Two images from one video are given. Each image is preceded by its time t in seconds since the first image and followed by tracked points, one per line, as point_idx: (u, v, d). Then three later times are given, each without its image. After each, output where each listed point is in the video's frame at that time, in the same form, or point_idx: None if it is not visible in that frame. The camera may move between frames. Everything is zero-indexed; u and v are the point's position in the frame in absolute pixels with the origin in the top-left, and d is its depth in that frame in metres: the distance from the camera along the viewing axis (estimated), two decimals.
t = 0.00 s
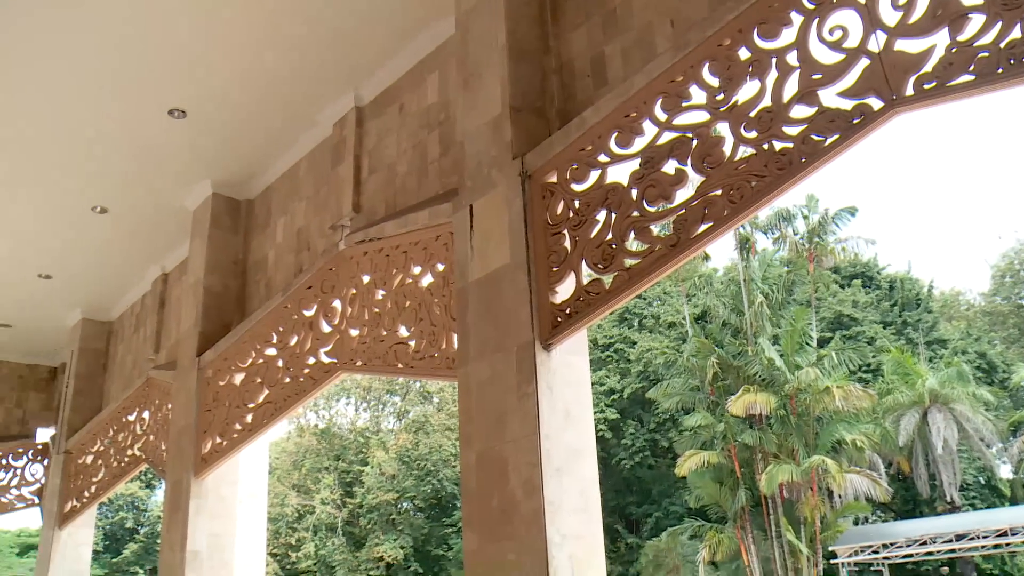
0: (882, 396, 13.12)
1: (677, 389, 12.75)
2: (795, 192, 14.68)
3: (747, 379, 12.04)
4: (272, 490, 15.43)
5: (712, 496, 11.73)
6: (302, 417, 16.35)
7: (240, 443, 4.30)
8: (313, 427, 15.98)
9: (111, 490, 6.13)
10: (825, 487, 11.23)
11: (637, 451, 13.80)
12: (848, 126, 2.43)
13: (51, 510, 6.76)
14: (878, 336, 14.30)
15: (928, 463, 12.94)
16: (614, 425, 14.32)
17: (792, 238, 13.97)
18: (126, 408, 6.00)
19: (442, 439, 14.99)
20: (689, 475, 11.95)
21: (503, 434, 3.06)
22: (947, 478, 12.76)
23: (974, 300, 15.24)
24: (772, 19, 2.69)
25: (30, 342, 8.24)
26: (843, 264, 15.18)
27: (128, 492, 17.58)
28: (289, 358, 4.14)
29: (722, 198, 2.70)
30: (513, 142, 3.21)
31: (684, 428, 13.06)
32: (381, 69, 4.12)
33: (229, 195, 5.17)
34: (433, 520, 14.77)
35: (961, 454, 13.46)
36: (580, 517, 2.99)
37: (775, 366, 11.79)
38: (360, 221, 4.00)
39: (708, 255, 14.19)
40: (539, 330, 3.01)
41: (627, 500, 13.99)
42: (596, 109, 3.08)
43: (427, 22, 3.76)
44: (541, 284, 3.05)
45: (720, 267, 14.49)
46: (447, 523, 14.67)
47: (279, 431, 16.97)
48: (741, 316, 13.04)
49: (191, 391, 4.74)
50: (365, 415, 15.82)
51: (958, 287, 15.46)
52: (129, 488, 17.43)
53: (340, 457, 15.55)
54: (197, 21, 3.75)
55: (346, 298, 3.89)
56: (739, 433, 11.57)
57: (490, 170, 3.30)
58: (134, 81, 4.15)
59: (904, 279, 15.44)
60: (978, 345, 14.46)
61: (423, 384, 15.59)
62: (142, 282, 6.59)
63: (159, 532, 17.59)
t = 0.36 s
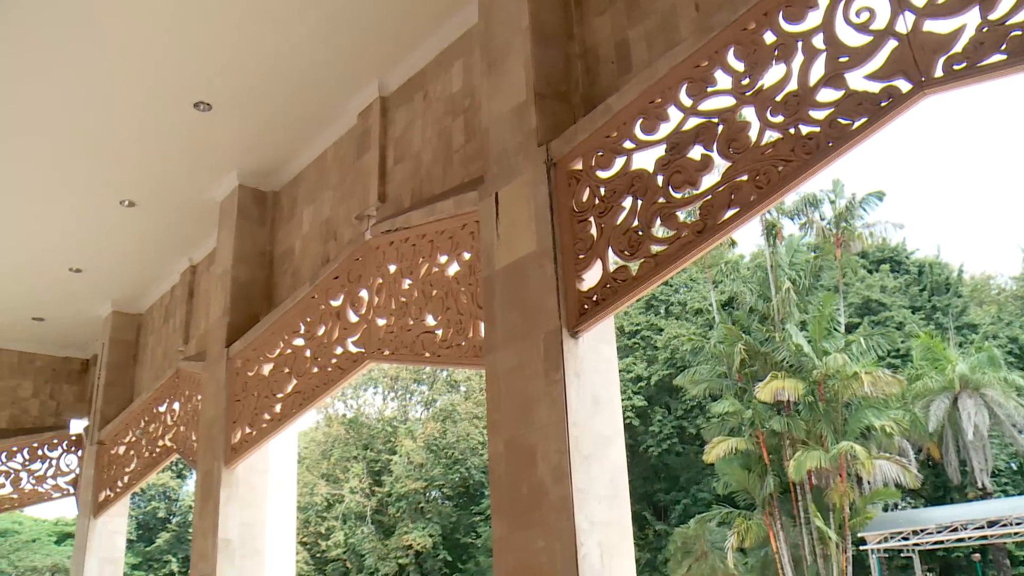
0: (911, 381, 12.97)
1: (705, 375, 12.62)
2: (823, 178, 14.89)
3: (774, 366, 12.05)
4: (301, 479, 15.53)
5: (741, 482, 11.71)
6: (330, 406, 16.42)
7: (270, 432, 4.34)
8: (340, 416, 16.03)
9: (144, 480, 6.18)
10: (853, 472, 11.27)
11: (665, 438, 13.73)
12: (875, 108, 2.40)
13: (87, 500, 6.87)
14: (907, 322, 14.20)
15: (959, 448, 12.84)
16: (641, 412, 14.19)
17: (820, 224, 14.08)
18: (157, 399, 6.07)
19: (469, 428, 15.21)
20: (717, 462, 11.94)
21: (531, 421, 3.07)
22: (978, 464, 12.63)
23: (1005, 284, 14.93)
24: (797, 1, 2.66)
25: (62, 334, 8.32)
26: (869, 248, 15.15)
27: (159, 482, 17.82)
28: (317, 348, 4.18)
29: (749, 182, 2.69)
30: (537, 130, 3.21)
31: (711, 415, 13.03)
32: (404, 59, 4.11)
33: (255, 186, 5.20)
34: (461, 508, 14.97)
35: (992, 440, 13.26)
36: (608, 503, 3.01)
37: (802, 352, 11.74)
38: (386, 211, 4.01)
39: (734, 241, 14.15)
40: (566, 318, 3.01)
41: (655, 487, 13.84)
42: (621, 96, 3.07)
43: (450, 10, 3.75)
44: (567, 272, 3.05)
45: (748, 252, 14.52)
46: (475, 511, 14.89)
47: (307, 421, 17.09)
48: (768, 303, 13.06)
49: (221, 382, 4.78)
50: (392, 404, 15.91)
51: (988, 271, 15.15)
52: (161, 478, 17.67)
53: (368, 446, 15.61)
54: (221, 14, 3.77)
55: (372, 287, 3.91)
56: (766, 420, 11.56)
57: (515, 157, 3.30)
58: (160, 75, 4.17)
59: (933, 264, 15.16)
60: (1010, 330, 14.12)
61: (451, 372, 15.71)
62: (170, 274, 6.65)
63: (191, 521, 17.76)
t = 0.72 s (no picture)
0: (942, 365, 12.86)
1: (733, 360, 12.73)
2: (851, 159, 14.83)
3: (803, 350, 12.00)
4: (332, 466, 15.48)
5: (770, 467, 11.68)
6: (360, 394, 16.41)
7: (300, 420, 4.36)
8: (370, 404, 16.02)
9: (177, 469, 6.25)
10: (884, 457, 11.17)
11: (694, 422, 13.63)
12: (905, 88, 2.37)
13: (122, 487, 6.97)
14: (939, 304, 13.90)
15: (991, 431, 12.64)
16: (670, 397, 14.11)
17: (849, 206, 14.09)
18: (188, 387, 6.11)
19: (498, 415, 15.26)
20: (747, 447, 12.00)
21: (561, 406, 3.09)
22: (1012, 448, 12.41)
23: None
24: None
25: (94, 325, 8.41)
26: (899, 230, 14.95)
27: (191, 471, 18.19)
28: (346, 336, 4.20)
29: (777, 164, 2.67)
30: (563, 115, 3.20)
31: (740, 399, 12.99)
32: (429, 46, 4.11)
33: (282, 175, 5.22)
34: (490, 494, 15.08)
35: None
36: (638, 487, 3.03)
37: (832, 336, 11.73)
38: (412, 198, 4.02)
39: (762, 225, 14.04)
40: (594, 303, 3.02)
41: (684, 472, 13.81)
42: (647, 79, 3.05)
43: None
44: (595, 257, 3.05)
45: (775, 236, 14.37)
46: (505, 497, 14.97)
47: (336, 408, 17.23)
48: (796, 287, 13.21)
49: (251, 370, 4.82)
50: (421, 391, 15.97)
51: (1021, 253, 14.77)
52: (193, 467, 18.01)
53: (398, 433, 15.71)
54: (247, 6, 3.79)
55: (400, 275, 3.92)
56: (796, 404, 11.60)
57: (542, 143, 3.29)
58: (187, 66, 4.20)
59: (965, 245, 14.86)
60: None
61: (479, 358, 15.61)
62: (199, 265, 6.70)
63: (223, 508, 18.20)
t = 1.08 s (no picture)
0: (981, 349, 12.06)
1: (767, 344, 12.74)
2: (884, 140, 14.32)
3: (838, 334, 11.92)
4: (367, 455, 16.22)
5: (805, 451, 11.59)
6: (393, 381, 17.04)
7: (335, 408, 4.40)
8: (404, 392, 16.64)
9: (213, 457, 6.33)
10: (920, 441, 10.91)
11: (728, 408, 13.74)
12: (940, 67, 2.32)
13: (160, 477, 7.09)
14: (975, 287, 13.76)
15: None
16: (703, 382, 14.22)
17: (882, 188, 13.78)
18: (223, 377, 6.16)
19: (531, 401, 15.59)
20: (780, 431, 11.85)
21: (594, 392, 3.11)
22: None
23: None
24: None
25: (132, 316, 8.49)
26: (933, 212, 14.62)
27: (228, 459, 19.10)
28: (379, 324, 4.23)
29: (809, 147, 2.64)
30: (594, 100, 3.20)
31: (774, 383, 13.02)
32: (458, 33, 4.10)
33: (314, 165, 5.25)
34: (524, 480, 15.57)
35: None
36: (672, 472, 3.05)
37: (867, 320, 11.62)
38: (444, 186, 4.03)
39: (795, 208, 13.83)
40: (627, 289, 3.03)
41: (718, 458, 13.94)
42: (677, 63, 3.04)
43: None
44: (627, 242, 3.06)
45: (807, 220, 13.93)
46: (538, 483, 15.47)
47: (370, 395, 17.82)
48: (830, 270, 12.92)
49: (285, 359, 4.86)
50: (455, 379, 16.50)
51: None
52: (230, 455, 19.00)
53: (431, 420, 16.28)
54: None
55: (433, 263, 3.94)
56: (831, 388, 11.48)
57: (572, 129, 3.29)
58: (219, 59, 4.23)
59: (1002, 227, 14.40)
60: None
61: (512, 346, 15.97)
62: (233, 256, 6.76)
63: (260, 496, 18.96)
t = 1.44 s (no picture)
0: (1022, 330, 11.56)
1: (802, 328, 12.70)
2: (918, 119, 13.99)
3: (874, 317, 11.76)
4: (402, 442, 16.31)
5: (841, 435, 11.61)
6: (426, 369, 17.30)
7: (369, 396, 4.43)
8: (438, 378, 16.92)
9: (250, 446, 6.40)
10: (959, 424, 10.76)
11: (763, 392, 13.83)
12: (979, 44, 2.26)
13: (199, 465, 7.20)
14: (1015, 267, 13.41)
15: None
16: (738, 366, 14.23)
17: (917, 168, 13.21)
18: (259, 365, 6.23)
19: (565, 387, 15.65)
20: (816, 415, 11.83)
21: (628, 377, 3.11)
22: None
23: None
24: None
25: (168, 307, 8.51)
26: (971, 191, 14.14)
27: (265, 447, 19.42)
28: (412, 312, 4.24)
29: (844, 128, 2.60)
30: (625, 84, 3.19)
31: (809, 367, 12.98)
32: (488, 19, 4.09)
33: (345, 154, 5.26)
34: (559, 466, 15.68)
35: None
36: (708, 456, 3.05)
37: (903, 302, 11.40)
38: (476, 172, 4.03)
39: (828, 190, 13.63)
40: (661, 274, 3.02)
41: (754, 443, 14.06)
42: (709, 45, 3.01)
43: None
44: (661, 226, 3.05)
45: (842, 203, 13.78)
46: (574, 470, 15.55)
47: (404, 382, 18.08)
48: (865, 252, 12.47)
49: (319, 348, 4.89)
50: (488, 365, 16.68)
51: None
52: (266, 443, 19.32)
53: (465, 408, 16.48)
54: None
55: (466, 250, 3.95)
56: (866, 371, 11.45)
57: (604, 113, 3.29)
58: (250, 50, 4.25)
59: None
60: None
61: (545, 333, 16.19)
62: (266, 246, 6.78)
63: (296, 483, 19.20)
